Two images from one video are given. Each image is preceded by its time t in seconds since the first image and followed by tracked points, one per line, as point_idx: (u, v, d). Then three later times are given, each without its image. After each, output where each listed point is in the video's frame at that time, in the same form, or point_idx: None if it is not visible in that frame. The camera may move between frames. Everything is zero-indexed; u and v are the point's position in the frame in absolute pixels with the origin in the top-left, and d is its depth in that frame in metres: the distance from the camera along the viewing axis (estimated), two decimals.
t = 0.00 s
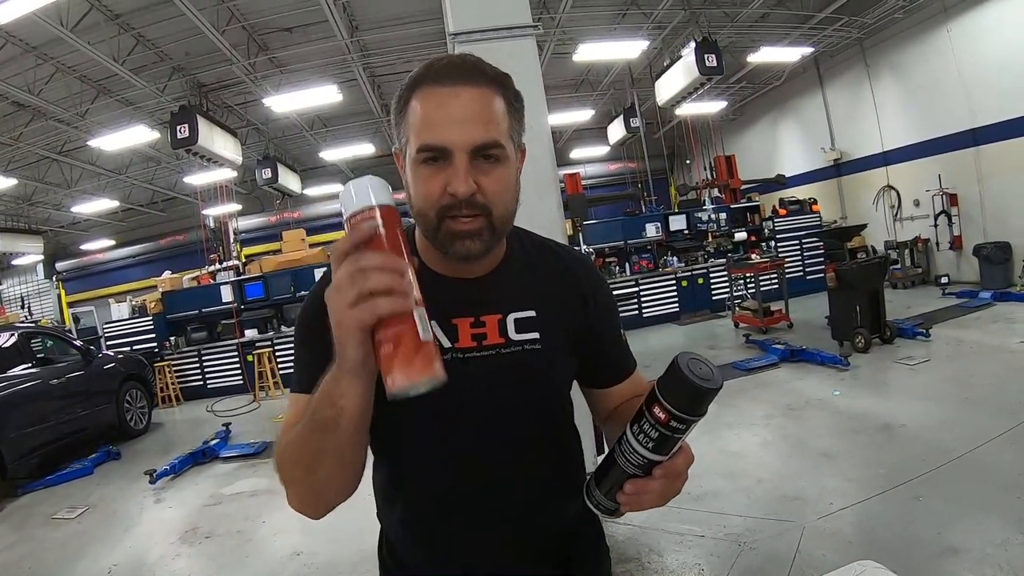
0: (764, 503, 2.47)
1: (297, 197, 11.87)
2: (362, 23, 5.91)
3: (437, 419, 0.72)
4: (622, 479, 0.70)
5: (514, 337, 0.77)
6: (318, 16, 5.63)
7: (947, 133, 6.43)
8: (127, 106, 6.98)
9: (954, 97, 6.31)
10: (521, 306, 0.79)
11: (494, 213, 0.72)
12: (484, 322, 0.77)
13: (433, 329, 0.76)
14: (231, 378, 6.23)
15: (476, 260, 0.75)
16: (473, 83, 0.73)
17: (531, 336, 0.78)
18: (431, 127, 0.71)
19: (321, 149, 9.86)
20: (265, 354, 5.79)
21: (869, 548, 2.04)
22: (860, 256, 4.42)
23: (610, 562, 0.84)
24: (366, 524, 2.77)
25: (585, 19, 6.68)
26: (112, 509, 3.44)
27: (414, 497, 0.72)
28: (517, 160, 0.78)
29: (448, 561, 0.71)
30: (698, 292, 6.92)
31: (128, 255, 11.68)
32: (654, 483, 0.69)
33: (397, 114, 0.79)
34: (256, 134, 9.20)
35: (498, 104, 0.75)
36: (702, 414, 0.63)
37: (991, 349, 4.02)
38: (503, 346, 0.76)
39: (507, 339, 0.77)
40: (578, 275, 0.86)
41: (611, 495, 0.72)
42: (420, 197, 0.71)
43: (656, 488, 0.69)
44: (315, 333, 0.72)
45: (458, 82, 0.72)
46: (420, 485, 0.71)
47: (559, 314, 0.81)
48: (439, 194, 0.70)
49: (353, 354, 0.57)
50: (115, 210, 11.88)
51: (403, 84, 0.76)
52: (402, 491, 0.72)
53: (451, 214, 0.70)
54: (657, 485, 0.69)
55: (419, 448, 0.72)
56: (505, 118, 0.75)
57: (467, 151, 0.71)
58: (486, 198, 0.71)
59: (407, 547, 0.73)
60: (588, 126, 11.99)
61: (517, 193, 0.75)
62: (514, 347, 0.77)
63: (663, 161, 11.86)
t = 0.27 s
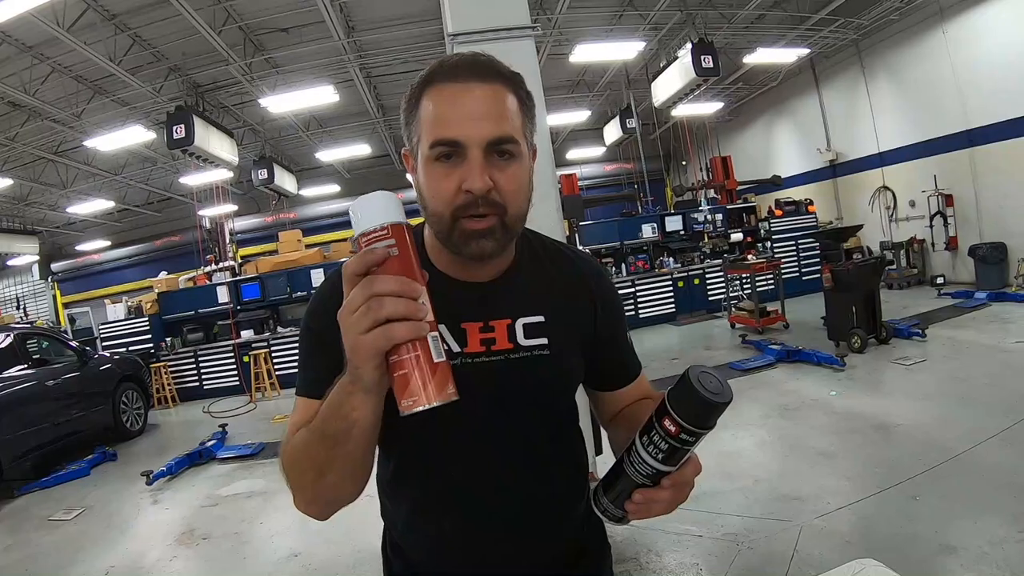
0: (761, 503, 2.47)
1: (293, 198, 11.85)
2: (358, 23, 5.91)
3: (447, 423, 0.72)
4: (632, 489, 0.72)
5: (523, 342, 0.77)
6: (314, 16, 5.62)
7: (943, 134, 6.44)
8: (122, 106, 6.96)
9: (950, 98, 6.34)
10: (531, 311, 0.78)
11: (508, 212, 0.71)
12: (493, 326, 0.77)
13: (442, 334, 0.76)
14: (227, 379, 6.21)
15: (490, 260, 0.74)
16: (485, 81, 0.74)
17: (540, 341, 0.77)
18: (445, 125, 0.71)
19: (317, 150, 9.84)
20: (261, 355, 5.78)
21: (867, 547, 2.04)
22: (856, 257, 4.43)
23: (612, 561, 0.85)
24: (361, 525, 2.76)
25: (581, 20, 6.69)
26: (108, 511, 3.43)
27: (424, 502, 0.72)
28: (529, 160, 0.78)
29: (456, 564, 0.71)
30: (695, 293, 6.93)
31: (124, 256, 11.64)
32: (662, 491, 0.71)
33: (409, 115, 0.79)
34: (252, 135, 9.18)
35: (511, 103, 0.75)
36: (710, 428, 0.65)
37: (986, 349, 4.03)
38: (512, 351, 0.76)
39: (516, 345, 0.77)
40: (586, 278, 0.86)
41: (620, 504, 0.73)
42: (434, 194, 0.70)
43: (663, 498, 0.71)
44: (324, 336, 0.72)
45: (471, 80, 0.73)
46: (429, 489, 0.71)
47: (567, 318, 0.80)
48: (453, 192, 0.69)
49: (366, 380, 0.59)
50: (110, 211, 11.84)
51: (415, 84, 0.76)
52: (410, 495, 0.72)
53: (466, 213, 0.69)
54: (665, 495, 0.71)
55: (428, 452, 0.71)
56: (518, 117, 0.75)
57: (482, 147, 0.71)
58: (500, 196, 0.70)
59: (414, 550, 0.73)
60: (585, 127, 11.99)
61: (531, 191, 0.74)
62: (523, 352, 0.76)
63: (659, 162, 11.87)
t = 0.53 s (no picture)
0: (757, 503, 2.48)
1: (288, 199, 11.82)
2: (354, 24, 5.90)
3: (458, 422, 0.72)
4: (642, 481, 0.72)
5: (533, 340, 0.77)
6: (310, 17, 5.61)
7: (939, 135, 6.47)
8: (117, 107, 6.93)
9: (944, 99, 6.37)
10: (540, 310, 0.79)
11: (520, 212, 0.71)
12: (503, 323, 0.77)
13: (452, 331, 0.75)
14: (222, 380, 6.20)
15: (500, 258, 0.74)
16: (497, 82, 0.73)
17: (550, 339, 0.77)
18: (456, 127, 0.71)
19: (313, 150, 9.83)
20: (257, 356, 5.77)
21: (863, 547, 2.05)
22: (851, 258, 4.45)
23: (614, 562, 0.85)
24: (356, 527, 2.76)
25: (577, 21, 6.69)
26: (104, 513, 3.41)
27: (431, 498, 0.71)
28: (540, 159, 0.78)
29: (464, 561, 0.71)
30: (690, 294, 6.94)
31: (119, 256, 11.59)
32: (673, 482, 0.71)
33: (419, 116, 0.79)
34: (247, 135, 9.16)
35: (521, 104, 0.75)
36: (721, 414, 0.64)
37: (980, 350, 4.05)
38: (522, 349, 0.76)
39: (526, 342, 0.77)
40: (595, 279, 0.86)
41: (631, 496, 0.73)
42: (446, 195, 0.70)
43: (674, 489, 0.71)
44: (332, 331, 0.72)
45: (482, 82, 0.73)
46: (438, 486, 0.71)
47: (576, 318, 0.81)
48: (465, 193, 0.70)
49: (373, 375, 0.58)
50: (105, 211, 11.80)
51: (425, 84, 0.76)
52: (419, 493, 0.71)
53: (478, 213, 0.70)
54: (676, 485, 0.70)
55: (438, 449, 0.71)
56: (528, 118, 0.75)
57: (494, 150, 0.71)
58: (512, 197, 0.70)
59: (420, 549, 0.72)
60: (580, 128, 12.00)
61: (542, 191, 0.75)
62: (533, 350, 0.76)
63: (655, 163, 11.88)
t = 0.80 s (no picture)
0: (753, 503, 2.48)
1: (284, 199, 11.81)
2: (351, 25, 5.91)
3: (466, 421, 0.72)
4: (651, 482, 0.71)
5: (541, 338, 0.77)
6: (306, 17, 5.61)
7: (933, 136, 6.49)
8: (113, 107, 6.91)
9: (939, 100, 6.39)
10: (548, 308, 0.79)
11: (527, 213, 0.72)
12: (511, 321, 0.77)
13: (460, 328, 0.75)
14: (218, 381, 6.18)
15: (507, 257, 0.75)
16: (507, 81, 0.73)
17: (558, 337, 0.78)
18: (465, 127, 0.70)
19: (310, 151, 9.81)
20: (252, 356, 5.76)
21: (859, 546, 2.05)
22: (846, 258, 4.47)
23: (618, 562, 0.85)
24: (352, 528, 2.75)
25: (573, 22, 6.70)
26: (100, 514, 3.40)
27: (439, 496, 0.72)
28: (547, 159, 0.78)
29: (473, 561, 0.71)
30: (686, 295, 6.95)
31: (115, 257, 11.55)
32: (684, 483, 0.70)
33: (427, 112, 0.78)
34: (243, 136, 9.14)
35: (531, 103, 0.74)
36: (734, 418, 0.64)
37: (975, 350, 4.07)
38: (530, 346, 0.76)
39: (534, 340, 0.77)
40: (600, 278, 0.87)
41: (641, 495, 0.72)
42: (455, 195, 0.71)
43: (684, 489, 0.70)
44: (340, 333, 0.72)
45: (492, 81, 0.72)
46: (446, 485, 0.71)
47: (583, 316, 0.81)
48: (474, 194, 0.70)
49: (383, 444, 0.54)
50: (101, 212, 11.76)
51: (434, 81, 0.75)
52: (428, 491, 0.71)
53: (486, 213, 0.70)
54: (686, 486, 0.70)
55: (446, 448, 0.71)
56: (537, 117, 0.75)
57: (503, 151, 0.70)
58: (520, 198, 0.71)
59: (427, 548, 0.72)
60: (576, 129, 12.01)
61: (549, 192, 0.75)
62: (541, 348, 0.77)
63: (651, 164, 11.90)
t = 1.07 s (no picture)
0: (751, 502, 2.48)
1: (281, 199, 11.80)
2: (347, 25, 5.90)
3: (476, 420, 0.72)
4: (677, 476, 0.71)
5: (551, 336, 0.77)
6: (303, 17, 5.60)
7: (929, 136, 6.51)
8: (109, 106, 6.90)
9: (935, 100, 6.41)
10: (558, 305, 0.79)
11: (549, 224, 0.72)
12: (522, 319, 0.77)
13: (472, 327, 0.76)
14: (215, 381, 6.17)
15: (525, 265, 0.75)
16: (536, 90, 0.72)
17: (568, 335, 0.78)
18: (495, 135, 0.69)
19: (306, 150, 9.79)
20: (249, 357, 5.75)
21: (856, 545, 2.06)
22: (843, 258, 4.48)
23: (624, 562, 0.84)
24: (351, 527, 2.75)
25: (569, 22, 6.70)
26: (97, 514, 3.39)
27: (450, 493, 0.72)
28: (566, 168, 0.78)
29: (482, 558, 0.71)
30: (682, 295, 6.96)
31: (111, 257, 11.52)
32: (709, 478, 0.70)
33: (448, 109, 0.76)
34: (240, 136, 9.12)
35: (557, 113, 0.74)
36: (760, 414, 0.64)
37: (971, 349, 4.08)
38: (541, 344, 0.77)
39: (544, 338, 0.77)
40: (609, 276, 0.87)
41: (666, 490, 0.72)
42: (480, 203, 0.70)
43: (710, 483, 0.70)
44: (347, 335, 0.73)
45: (523, 89, 0.71)
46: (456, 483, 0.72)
47: (593, 314, 0.82)
48: (499, 203, 0.70)
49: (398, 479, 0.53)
50: (96, 212, 11.73)
51: (460, 80, 0.73)
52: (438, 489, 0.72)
53: (511, 224, 0.70)
54: (712, 481, 0.69)
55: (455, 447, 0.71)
56: (562, 127, 0.75)
57: (531, 162, 0.69)
58: (545, 210, 0.71)
59: (437, 546, 0.73)
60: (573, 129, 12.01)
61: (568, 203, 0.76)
62: (552, 345, 0.77)
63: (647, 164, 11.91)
